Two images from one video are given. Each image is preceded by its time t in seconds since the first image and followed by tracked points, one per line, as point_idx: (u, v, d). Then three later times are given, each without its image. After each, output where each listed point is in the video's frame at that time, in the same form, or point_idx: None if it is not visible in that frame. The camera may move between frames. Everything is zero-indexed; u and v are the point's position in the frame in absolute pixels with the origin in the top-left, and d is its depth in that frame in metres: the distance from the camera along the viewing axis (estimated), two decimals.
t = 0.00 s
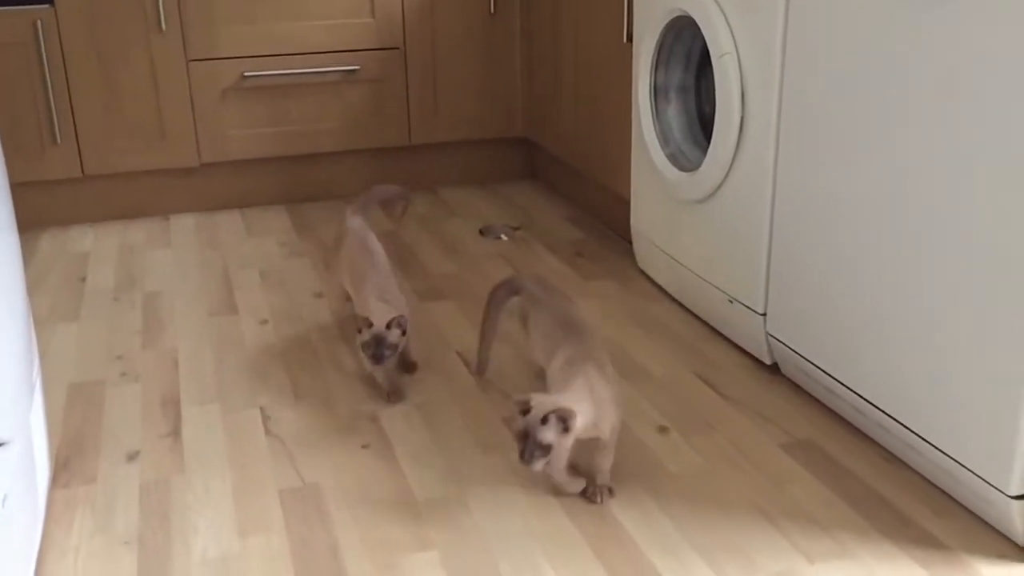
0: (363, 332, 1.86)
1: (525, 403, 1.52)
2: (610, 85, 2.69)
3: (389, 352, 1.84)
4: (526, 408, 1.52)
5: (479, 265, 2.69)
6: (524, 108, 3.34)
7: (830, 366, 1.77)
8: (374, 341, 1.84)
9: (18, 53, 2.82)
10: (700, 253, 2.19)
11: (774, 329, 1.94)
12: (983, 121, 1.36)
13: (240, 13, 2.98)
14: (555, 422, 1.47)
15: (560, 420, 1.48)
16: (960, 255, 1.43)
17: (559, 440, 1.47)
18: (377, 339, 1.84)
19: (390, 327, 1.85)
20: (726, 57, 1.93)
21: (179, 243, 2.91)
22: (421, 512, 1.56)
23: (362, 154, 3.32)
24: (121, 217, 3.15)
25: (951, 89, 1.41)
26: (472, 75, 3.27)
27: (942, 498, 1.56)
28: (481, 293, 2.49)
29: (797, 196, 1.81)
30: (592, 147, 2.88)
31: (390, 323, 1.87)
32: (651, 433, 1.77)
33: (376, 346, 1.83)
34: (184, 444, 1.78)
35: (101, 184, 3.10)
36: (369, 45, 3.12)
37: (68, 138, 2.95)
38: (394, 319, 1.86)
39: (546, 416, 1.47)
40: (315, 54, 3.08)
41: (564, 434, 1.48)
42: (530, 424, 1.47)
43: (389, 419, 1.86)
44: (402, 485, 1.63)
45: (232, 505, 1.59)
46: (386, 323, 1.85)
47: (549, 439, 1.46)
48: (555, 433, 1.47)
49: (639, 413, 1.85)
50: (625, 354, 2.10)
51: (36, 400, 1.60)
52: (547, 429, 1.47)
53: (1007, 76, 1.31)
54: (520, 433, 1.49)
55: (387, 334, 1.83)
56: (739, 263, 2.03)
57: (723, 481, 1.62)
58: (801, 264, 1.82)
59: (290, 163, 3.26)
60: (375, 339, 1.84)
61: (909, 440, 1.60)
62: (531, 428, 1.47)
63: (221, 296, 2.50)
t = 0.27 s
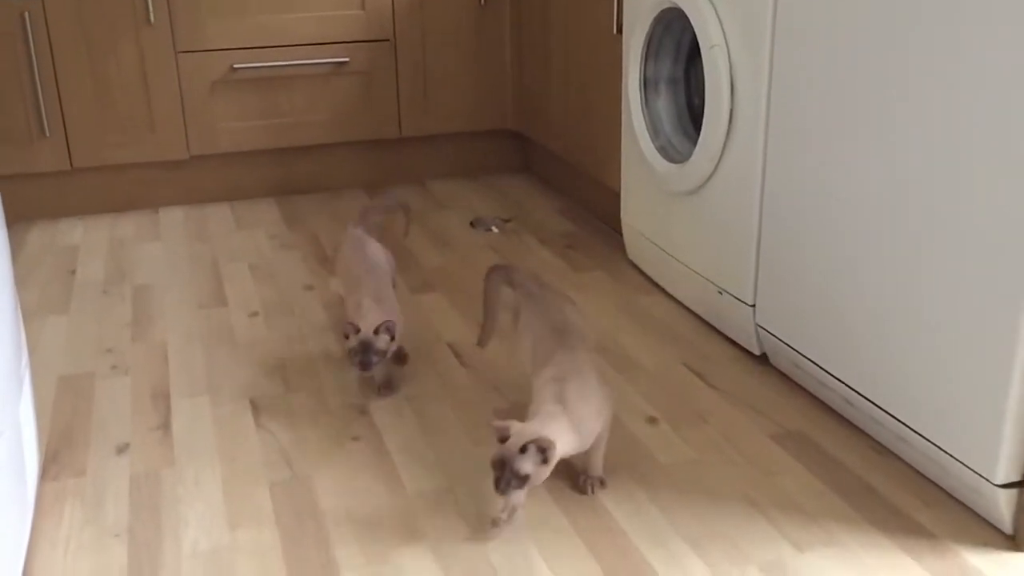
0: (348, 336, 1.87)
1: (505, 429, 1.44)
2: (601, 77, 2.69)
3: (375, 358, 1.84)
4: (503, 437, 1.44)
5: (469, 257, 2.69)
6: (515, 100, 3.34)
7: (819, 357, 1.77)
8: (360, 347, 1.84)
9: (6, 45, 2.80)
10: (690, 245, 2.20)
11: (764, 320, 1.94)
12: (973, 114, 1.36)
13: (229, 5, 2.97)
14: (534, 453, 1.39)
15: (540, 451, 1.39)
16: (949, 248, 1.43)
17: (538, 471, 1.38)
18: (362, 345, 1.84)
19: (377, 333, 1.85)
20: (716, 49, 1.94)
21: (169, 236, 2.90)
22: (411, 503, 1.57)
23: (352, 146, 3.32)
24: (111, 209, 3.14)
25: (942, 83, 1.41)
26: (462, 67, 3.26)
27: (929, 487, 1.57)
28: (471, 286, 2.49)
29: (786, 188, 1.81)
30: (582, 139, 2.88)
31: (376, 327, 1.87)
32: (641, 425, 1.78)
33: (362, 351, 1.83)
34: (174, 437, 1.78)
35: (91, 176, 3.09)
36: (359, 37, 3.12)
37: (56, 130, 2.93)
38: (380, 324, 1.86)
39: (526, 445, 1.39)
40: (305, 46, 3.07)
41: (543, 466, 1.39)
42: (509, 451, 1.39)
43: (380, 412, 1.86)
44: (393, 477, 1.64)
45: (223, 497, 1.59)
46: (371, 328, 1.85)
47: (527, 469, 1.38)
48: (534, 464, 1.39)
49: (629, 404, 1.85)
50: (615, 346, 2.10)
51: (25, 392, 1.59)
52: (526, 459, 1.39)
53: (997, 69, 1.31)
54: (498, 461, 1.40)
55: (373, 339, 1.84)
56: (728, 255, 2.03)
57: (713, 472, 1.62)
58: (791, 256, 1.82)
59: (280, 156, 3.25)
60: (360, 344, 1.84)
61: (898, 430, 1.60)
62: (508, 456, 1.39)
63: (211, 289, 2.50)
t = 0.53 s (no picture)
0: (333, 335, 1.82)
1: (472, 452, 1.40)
2: (590, 67, 2.69)
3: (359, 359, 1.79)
4: (472, 459, 1.40)
5: (458, 248, 2.69)
6: (504, 91, 3.34)
7: (806, 346, 1.78)
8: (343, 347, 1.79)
9: None
10: (678, 234, 2.20)
11: (752, 309, 1.95)
12: (961, 106, 1.36)
13: None
14: (502, 476, 1.35)
15: (508, 473, 1.35)
16: (933, 238, 1.44)
17: (506, 494, 1.34)
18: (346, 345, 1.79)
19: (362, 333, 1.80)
20: (704, 38, 1.94)
21: (157, 227, 2.89)
22: (400, 494, 1.57)
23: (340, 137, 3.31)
24: (99, 201, 3.13)
25: (933, 76, 1.40)
26: (451, 57, 3.26)
27: (915, 475, 1.58)
28: (460, 276, 2.49)
29: (775, 178, 1.81)
30: (571, 130, 2.88)
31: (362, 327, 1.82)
32: (630, 414, 1.78)
33: (346, 352, 1.79)
34: (163, 428, 1.78)
35: (78, 167, 3.07)
36: (347, 27, 3.11)
37: (43, 121, 2.92)
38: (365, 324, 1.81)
39: (493, 469, 1.35)
40: (293, 36, 3.06)
41: (512, 489, 1.35)
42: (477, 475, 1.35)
43: (369, 402, 1.86)
44: (382, 468, 1.64)
45: (211, 487, 1.59)
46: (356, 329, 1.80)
47: (495, 492, 1.34)
48: (502, 487, 1.35)
49: (618, 394, 1.86)
50: (604, 336, 2.11)
51: (12, 384, 1.59)
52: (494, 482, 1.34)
53: (986, 61, 1.31)
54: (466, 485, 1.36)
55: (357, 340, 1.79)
56: (717, 245, 2.04)
57: (700, 461, 1.63)
58: (780, 246, 1.82)
59: (268, 146, 3.24)
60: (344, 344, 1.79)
61: (884, 418, 1.61)
62: (476, 479, 1.35)
63: (199, 280, 2.49)
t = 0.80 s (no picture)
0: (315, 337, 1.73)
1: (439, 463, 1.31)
2: (578, 58, 2.69)
3: (339, 367, 1.69)
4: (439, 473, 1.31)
5: (446, 239, 2.69)
6: (492, 82, 3.33)
7: (793, 335, 1.79)
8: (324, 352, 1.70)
9: None
10: (666, 225, 2.21)
11: (739, 299, 1.96)
12: (951, 102, 1.36)
13: None
14: (470, 491, 1.27)
15: (477, 488, 1.27)
16: (921, 233, 1.44)
17: (475, 511, 1.26)
18: (327, 350, 1.70)
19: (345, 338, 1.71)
20: (691, 29, 1.94)
21: (144, 219, 2.88)
22: (389, 484, 1.57)
23: (329, 129, 3.30)
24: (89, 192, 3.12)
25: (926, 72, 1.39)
26: (439, 48, 3.25)
27: (900, 463, 1.59)
28: (449, 267, 2.49)
29: (763, 169, 1.82)
30: (560, 121, 2.88)
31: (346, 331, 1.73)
32: (618, 403, 1.79)
33: (325, 358, 1.69)
34: (151, 419, 1.78)
35: (65, 158, 3.06)
36: (335, 18, 3.10)
37: (29, 112, 2.90)
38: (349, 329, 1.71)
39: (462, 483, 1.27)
40: (281, 27, 3.05)
41: (482, 505, 1.27)
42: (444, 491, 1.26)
43: (357, 393, 1.86)
44: (370, 458, 1.64)
45: (200, 478, 1.59)
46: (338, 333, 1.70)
47: (464, 510, 1.26)
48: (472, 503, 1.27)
49: (606, 383, 1.86)
50: (592, 326, 2.12)
51: None
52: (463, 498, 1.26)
53: (975, 57, 1.31)
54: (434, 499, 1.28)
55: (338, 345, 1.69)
56: (704, 235, 2.04)
57: (689, 450, 1.64)
58: (768, 238, 1.83)
59: (256, 137, 3.23)
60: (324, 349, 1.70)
61: (870, 407, 1.62)
62: (444, 495, 1.26)
63: (187, 271, 2.49)
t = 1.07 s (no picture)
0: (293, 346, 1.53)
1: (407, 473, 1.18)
2: (568, 42, 2.69)
3: (319, 379, 1.49)
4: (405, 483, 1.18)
5: (437, 223, 2.69)
6: (483, 66, 3.33)
7: (783, 318, 1.80)
8: (302, 362, 1.50)
9: None
10: (657, 208, 2.21)
11: (729, 282, 1.97)
12: (942, 90, 1.36)
13: None
14: (438, 505, 1.12)
15: (446, 503, 1.12)
16: (909, 219, 1.45)
17: (442, 528, 1.12)
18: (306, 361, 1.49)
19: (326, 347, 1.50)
20: (682, 13, 1.94)
21: (134, 204, 2.87)
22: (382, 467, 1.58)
23: (319, 113, 3.29)
24: (78, 177, 3.10)
25: (917, 59, 1.39)
26: (430, 33, 3.25)
27: (889, 443, 1.61)
28: (440, 251, 2.49)
29: (753, 153, 1.82)
30: (551, 106, 2.88)
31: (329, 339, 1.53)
32: (609, 386, 1.80)
33: (304, 368, 1.49)
34: (143, 403, 1.78)
35: (55, 144, 3.04)
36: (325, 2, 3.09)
37: (18, 97, 2.89)
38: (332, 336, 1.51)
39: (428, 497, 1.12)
40: (271, 11, 3.04)
41: (449, 521, 1.13)
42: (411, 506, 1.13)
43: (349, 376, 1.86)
44: (362, 441, 1.65)
45: (193, 462, 1.59)
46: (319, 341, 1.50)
47: (431, 526, 1.12)
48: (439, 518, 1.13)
49: (597, 366, 1.87)
50: (583, 310, 2.12)
51: None
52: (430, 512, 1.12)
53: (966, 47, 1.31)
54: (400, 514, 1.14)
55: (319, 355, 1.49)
56: (695, 219, 2.05)
57: (680, 432, 1.64)
58: (758, 222, 1.83)
59: (246, 122, 3.22)
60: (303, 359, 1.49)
61: (859, 389, 1.63)
62: (409, 509, 1.13)
63: (178, 256, 2.48)
